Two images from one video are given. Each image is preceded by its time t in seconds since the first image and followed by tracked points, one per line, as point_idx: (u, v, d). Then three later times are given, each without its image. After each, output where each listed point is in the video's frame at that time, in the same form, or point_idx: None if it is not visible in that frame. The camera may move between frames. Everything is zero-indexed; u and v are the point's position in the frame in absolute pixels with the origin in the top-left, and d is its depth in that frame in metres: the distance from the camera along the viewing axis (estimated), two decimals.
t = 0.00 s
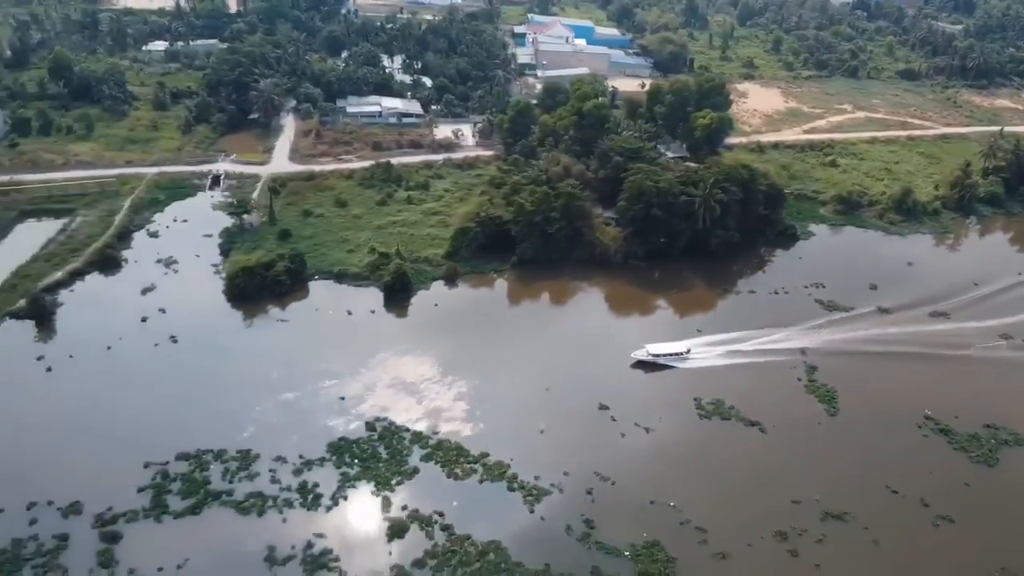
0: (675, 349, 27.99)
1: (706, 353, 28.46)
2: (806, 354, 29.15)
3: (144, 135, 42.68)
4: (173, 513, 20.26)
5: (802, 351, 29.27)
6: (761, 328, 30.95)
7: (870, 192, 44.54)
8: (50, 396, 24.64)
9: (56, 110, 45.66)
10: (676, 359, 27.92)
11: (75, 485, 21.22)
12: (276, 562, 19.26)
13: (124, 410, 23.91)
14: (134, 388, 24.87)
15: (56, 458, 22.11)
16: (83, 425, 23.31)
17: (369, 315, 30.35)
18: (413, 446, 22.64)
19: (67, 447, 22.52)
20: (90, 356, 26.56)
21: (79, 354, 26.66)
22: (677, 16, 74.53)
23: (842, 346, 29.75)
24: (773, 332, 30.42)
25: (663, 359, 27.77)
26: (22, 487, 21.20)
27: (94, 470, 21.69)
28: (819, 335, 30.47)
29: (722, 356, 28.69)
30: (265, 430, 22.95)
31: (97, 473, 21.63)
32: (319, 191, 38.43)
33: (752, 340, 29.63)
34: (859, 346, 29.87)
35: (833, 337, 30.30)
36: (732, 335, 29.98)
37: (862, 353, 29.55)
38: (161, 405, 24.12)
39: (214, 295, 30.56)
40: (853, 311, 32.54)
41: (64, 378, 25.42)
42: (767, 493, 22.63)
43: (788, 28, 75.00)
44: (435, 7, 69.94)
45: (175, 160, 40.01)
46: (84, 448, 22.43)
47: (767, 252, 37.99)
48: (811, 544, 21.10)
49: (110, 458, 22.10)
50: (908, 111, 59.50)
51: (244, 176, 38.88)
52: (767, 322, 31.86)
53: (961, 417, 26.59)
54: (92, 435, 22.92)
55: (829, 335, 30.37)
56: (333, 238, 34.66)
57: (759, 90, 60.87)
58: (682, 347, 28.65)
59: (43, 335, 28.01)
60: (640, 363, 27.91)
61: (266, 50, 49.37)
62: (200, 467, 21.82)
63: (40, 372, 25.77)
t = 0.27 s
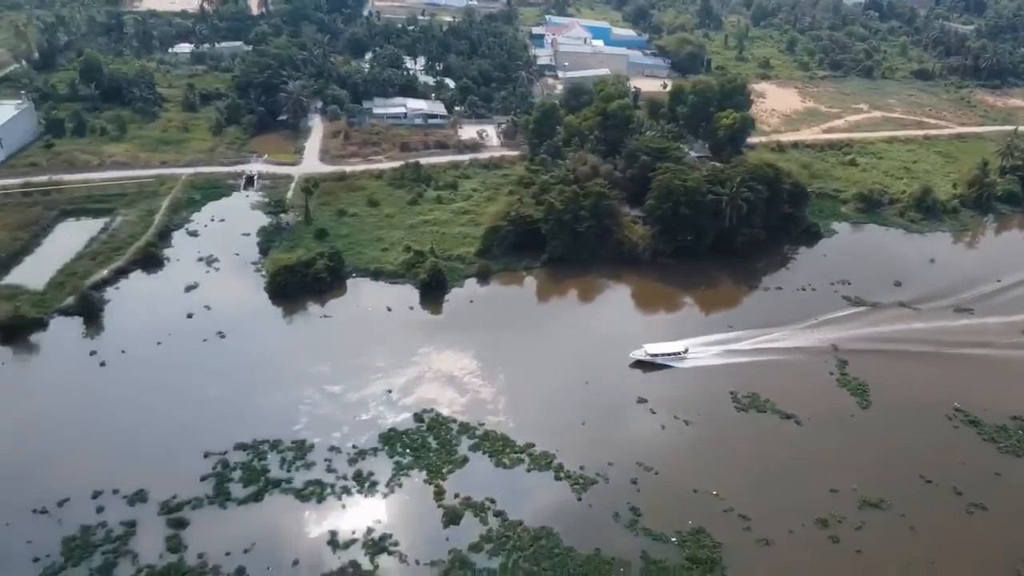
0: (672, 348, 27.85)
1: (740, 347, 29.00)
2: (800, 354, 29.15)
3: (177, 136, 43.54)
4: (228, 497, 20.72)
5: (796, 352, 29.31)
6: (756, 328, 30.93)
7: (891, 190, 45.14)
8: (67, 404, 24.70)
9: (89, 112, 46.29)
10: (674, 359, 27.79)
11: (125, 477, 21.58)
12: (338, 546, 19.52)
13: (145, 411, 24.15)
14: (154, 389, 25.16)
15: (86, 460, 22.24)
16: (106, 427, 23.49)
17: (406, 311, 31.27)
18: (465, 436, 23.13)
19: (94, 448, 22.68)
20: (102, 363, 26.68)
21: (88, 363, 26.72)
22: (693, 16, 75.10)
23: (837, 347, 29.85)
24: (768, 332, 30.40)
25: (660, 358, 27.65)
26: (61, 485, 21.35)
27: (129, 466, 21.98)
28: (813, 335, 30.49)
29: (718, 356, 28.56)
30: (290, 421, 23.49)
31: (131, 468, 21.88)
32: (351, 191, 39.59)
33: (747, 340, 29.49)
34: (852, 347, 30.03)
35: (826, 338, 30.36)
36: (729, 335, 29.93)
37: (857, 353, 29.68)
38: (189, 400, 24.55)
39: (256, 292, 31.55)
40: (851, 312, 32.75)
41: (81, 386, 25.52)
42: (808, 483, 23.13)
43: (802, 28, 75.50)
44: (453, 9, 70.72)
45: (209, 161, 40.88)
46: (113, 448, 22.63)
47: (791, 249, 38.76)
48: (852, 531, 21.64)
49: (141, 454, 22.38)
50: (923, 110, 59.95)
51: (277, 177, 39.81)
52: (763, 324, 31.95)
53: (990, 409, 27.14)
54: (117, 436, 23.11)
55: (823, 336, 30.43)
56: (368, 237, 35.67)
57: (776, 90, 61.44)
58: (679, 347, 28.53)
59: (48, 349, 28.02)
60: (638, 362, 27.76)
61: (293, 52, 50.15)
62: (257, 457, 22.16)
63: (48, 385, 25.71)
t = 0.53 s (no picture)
0: (667, 337, 27.16)
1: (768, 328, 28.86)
2: (799, 342, 28.26)
3: (207, 126, 44.30)
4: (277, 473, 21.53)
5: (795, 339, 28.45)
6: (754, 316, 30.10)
7: (910, 177, 45.65)
8: (77, 407, 24.76)
9: (118, 102, 46.75)
10: (669, 348, 27.09)
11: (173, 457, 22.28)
12: (395, 519, 20.03)
13: (158, 408, 24.45)
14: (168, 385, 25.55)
15: (119, 451, 22.60)
16: (121, 426, 23.70)
17: (441, 298, 32.31)
18: (507, 418, 23.71)
19: (114, 445, 22.91)
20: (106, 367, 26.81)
21: (88, 370, 26.73)
22: (708, 5, 75.31)
23: (836, 335, 28.91)
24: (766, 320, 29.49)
25: (657, 347, 26.95)
26: (97, 478, 21.69)
27: (158, 455, 22.41)
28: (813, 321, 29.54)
29: (714, 345, 27.78)
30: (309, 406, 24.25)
31: (158, 459, 22.29)
32: (381, 179, 40.51)
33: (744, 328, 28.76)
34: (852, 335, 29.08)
35: (826, 325, 29.41)
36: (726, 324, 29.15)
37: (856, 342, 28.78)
38: (209, 392, 25.13)
39: (296, 278, 32.70)
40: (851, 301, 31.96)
41: (90, 388, 25.61)
42: (842, 461, 22.93)
43: (817, 16, 75.61)
44: None
45: (240, 150, 41.71)
46: (133, 443, 22.93)
47: (813, 236, 39.51)
48: (887, 507, 21.37)
49: (167, 445, 22.80)
50: (939, 98, 60.18)
51: (307, 166, 40.69)
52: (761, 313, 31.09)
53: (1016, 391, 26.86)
54: (135, 433, 23.38)
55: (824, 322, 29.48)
56: (399, 225, 36.80)
57: (793, 78, 61.80)
58: (675, 335, 27.79)
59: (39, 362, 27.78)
60: (634, 351, 27.09)
61: (317, 43, 50.73)
62: (310, 436, 22.87)
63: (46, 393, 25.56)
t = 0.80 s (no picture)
0: (663, 320, 27.26)
1: (792, 304, 29.41)
2: (795, 323, 28.30)
3: (233, 108, 44.98)
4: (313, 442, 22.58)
5: (791, 321, 28.47)
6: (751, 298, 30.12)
7: (928, 157, 46.06)
8: (99, 390, 25.12)
9: (144, 85, 47.41)
10: (665, 331, 27.23)
11: (222, 429, 23.11)
12: (445, 488, 20.93)
13: (181, 387, 24.97)
14: (179, 367, 26.15)
15: (160, 427, 23.21)
16: (134, 408, 24.11)
17: (472, 278, 33.14)
18: (545, 392, 24.45)
19: (134, 426, 23.37)
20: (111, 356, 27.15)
21: (89, 362, 26.89)
22: None
23: (831, 317, 28.82)
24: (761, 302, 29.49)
25: (653, 331, 27.13)
26: (137, 454, 22.27)
27: (183, 431, 23.07)
28: (809, 303, 29.51)
29: (709, 327, 27.89)
30: (324, 380, 25.19)
31: (182, 435, 22.94)
32: (407, 161, 41.27)
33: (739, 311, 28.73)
34: (848, 315, 28.95)
35: (822, 307, 29.39)
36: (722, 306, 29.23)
37: (853, 323, 28.67)
38: (226, 370, 25.92)
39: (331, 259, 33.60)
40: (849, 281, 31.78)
41: (127, 369, 26.17)
42: (872, 432, 23.43)
43: None
44: None
45: (268, 133, 42.47)
46: (152, 423, 23.45)
47: (834, 215, 40.24)
48: (916, 476, 21.94)
49: (189, 422, 23.46)
50: (955, 77, 60.20)
51: (335, 148, 41.45)
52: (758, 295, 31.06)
53: None
54: (151, 414, 23.85)
55: (820, 303, 29.43)
56: (428, 206, 37.64)
57: (810, 58, 61.96)
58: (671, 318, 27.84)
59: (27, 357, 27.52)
60: (630, 335, 27.28)
61: (339, 25, 51.19)
62: (358, 410, 23.84)
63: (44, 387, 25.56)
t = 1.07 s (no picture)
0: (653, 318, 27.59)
1: (811, 297, 30.20)
2: (783, 320, 28.60)
3: (258, 105, 45.84)
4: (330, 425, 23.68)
5: (779, 319, 28.76)
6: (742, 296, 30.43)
7: (942, 152, 46.66)
8: (133, 384, 25.84)
9: (169, 82, 48.21)
10: (655, 329, 27.58)
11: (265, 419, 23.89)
12: (486, 473, 21.76)
13: (214, 380, 25.75)
14: (177, 365, 26.77)
15: (198, 419, 23.98)
16: (135, 408, 24.57)
17: (498, 273, 34.12)
18: (577, 382, 25.23)
19: (139, 424, 23.89)
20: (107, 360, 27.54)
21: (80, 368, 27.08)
22: None
23: (819, 315, 29.09)
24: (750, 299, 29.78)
25: (643, 329, 27.46)
26: (179, 443, 23.04)
27: (193, 423, 23.80)
28: (798, 301, 29.79)
29: (700, 325, 28.20)
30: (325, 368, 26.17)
31: (191, 427, 23.64)
32: (430, 158, 42.40)
33: (729, 308, 29.04)
34: (836, 313, 29.22)
35: (812, 304, 29.68)
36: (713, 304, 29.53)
37: (842, 320, 28.93)
38: (230, 363, 26.72)
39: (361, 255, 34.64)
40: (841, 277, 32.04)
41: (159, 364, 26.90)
42: (894, 420, 24.15)
43: None
44: None
45: (293, 130, 43.45)
46: (157, 418, 24.04)
47: (850, 210, 41.02)
48: (940, 463, 22.67)
49: (196, 414, 24.18)
50: (966, 73, 60.62)
51: (359, 145, 42.50)
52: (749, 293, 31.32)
53: None
54: (154, 411, 24.37)
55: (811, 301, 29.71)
56: (453, 202, 38.71)
57: (822, 53, 62.50)
58: (661, 316, 28.13)
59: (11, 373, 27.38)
60: (622, 333, 27.59)
61: (359, 23, 51.95)
62: (398, 400, 24.75)
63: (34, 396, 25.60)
